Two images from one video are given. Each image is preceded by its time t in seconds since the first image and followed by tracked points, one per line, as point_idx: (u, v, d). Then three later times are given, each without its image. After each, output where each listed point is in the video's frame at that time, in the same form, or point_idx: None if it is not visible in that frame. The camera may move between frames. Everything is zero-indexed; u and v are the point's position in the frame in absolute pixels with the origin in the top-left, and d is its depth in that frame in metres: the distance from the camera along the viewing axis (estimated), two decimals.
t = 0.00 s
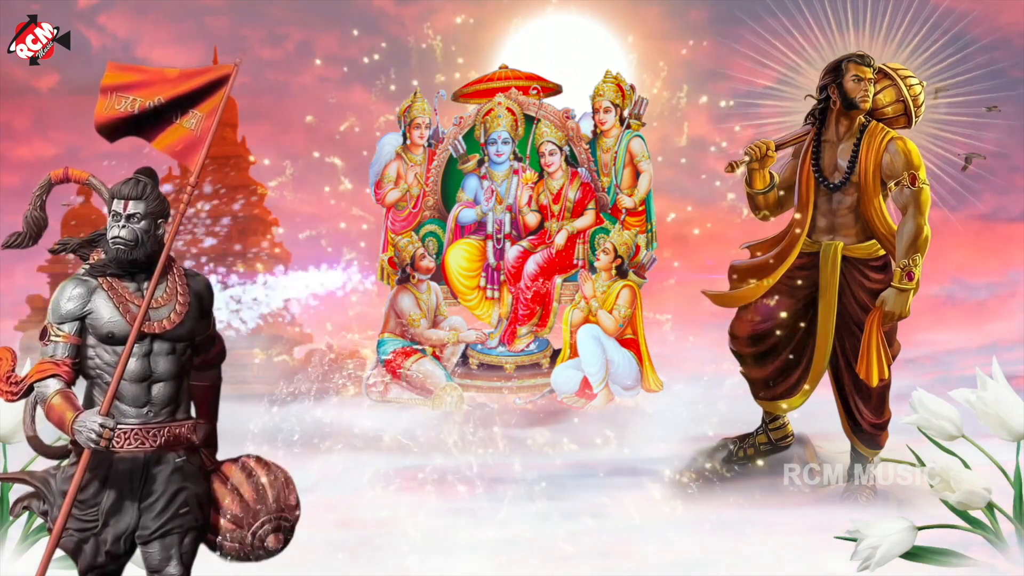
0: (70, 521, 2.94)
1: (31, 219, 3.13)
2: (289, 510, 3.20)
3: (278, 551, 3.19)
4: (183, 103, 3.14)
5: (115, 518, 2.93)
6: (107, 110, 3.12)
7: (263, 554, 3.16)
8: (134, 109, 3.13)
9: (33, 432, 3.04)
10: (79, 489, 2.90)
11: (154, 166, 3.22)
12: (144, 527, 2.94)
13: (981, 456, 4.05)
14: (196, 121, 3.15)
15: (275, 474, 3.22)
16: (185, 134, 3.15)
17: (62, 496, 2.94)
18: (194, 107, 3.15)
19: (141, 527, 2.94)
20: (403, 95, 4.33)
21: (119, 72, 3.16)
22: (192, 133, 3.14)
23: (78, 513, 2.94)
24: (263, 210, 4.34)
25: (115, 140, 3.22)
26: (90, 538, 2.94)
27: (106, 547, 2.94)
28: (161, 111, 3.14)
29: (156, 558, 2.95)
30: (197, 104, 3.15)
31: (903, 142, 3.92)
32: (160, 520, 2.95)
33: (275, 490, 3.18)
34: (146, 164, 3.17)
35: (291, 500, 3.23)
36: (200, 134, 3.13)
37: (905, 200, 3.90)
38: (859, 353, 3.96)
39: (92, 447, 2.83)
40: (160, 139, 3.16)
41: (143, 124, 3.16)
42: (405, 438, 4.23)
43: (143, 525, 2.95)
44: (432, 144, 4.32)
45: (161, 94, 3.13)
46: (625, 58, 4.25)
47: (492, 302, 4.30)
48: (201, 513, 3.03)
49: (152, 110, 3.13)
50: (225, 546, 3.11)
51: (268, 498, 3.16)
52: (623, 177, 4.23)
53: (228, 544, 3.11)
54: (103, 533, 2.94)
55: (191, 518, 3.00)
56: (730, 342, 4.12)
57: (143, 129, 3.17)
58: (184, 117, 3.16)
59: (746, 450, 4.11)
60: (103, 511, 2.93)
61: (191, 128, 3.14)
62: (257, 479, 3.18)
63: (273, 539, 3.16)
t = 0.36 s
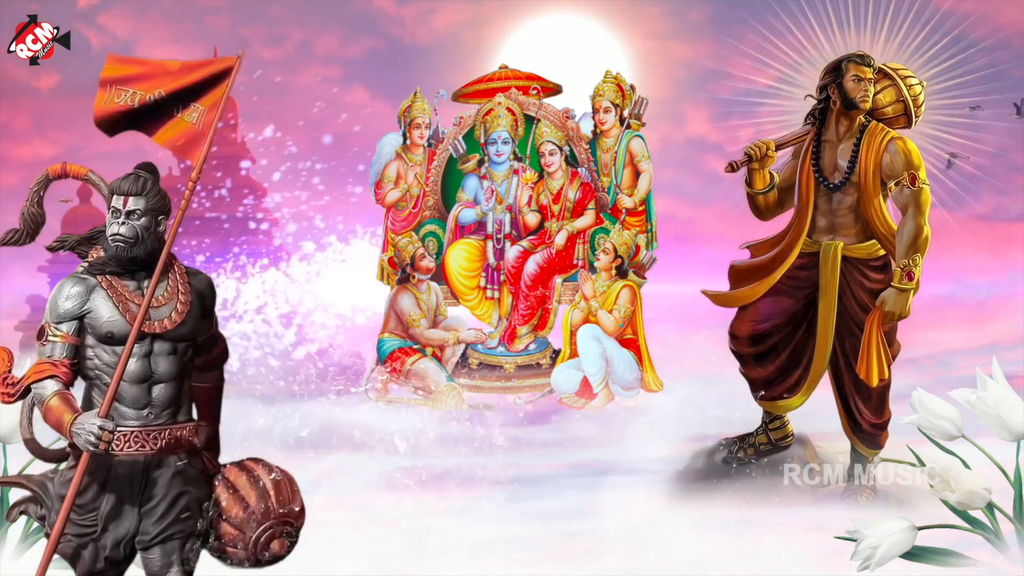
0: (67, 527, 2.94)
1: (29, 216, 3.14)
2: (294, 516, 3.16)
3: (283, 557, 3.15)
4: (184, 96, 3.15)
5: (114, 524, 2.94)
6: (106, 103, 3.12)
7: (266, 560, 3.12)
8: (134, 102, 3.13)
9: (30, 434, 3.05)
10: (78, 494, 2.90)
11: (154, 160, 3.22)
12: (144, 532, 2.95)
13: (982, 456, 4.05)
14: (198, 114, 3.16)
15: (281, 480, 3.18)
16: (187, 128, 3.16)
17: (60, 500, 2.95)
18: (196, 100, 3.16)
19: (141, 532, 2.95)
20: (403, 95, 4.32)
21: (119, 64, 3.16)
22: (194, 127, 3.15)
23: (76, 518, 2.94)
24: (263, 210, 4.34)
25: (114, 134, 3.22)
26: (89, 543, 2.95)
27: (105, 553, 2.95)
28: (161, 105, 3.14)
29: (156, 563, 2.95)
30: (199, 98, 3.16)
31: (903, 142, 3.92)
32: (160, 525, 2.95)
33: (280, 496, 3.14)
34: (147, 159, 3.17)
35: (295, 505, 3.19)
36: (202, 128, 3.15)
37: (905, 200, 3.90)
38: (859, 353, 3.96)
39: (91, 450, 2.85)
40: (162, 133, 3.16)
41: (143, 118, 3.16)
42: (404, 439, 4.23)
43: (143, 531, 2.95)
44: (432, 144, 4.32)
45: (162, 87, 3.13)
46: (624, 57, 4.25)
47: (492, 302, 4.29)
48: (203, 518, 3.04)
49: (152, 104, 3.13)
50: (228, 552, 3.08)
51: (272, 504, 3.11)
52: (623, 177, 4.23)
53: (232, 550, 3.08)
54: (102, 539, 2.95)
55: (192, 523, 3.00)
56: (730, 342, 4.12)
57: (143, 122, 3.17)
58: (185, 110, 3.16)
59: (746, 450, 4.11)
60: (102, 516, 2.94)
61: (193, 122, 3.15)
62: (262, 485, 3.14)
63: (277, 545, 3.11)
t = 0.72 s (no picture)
0: (67, 530, 2.94)
1: (27, 215, 3.13)
2: (297, 520, 3.10)
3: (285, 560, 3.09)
4: (185, 92, 3.15)
5: (114, 527, 2.95)
6: (106, 99, 3.13)
7: (269, 564, 3.07)
8: (134, 98, 3.13)
9: (27, 436, 3.04)
10: (77, 497, 2.90)
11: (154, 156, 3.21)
12: (144, 536, 2.96)
13: (982, 456, 4.04)
14: (199, 110, 3.15)
15: (284, 483, 3.13)
16: (188, 123, 3.15)
17: (59, 503, 2.94)
18: (198, 96, 3.15)
19: (142, 536, 2.96)
20: (403, 95, 4.33)
21: (118, 59, 3.16)
22: (195, 123, 3.14)
23: (75, 522, 2.94)
24: (262, 210, 4.34)
25: (114, 131, 3.22)
26: (88, 547, 2.95)
27: (105, 557, 2.96)
28: (161, 100, 3.14)
29: (157, 567, 2.97)
30: (201, 93, 3.15)
31: (903, 142, 3.92)
32: (161, 529, 2.96)
33: (282, 499, 3.08)
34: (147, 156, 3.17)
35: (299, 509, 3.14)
36: (204, 124, 3.14)
37: (905, 200, 3.89)
38: (859, 353, 3.96)
39: (91, 452, 2.84)
40: (162, 129, 3.15)
41: (143, 114, 3.15)
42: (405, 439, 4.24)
43: (143, 534, 2.97)
44: (432, 144, 4.32)
45: (163, 83, 3.13)
46: (625, 57, 4.25)
47: (492, 302, 4.29)
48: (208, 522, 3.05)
49: (153, 100, 3.13)
50: (231, 556, 3.03)
51: (274, 506, 3.06)
52: (623, 177, 4.23)
53: (235, 556, 3.03)
54: (102, 542, 2.95)
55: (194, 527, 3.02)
56: (730, 342, 4.13)
57: (143, 119, 3.16)
58: (186, 106, 3.16)
59: (746, 449, 4.11)
60: (101, 519, 2.94)
61: (194, 117, 3.14)
62: (263, 488, 3.08)
63: (279, 549, 3.05)
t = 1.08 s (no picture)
0: (70, 520, 2.94)
1: (32, 220, 3.13)
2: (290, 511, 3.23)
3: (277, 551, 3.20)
4: (183, 104, 3.15)
5: (114, 518, 2.94)
6: (107, 110, 3.13)
7: (261, 555, 3.18)
8: (134, 110, 3.13)
9: (32, 431, 3.04)
10: (79, 489, 2.90)
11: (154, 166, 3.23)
12: (144, 526, 2.94)
13: (981, 456, 4.05)
14: (196, 121, 3.15)
15: (276, 475, 3.24)
16: (185, 135, 3.14)
17: (63, 495, 2.94)
18: (194, 108, 3.15)
19: (141, 527, 2.94)
20: (403, 95, 4.33)
21: (119, 73, 3.17)
22: (192, 134, 3.14)
23: (78, 513, 2.94)
24: (263, 210, 4.33)
25: (115, 142, 3.23)
26: (91, 536, 2.95)
27: (106, 546, 2.95)
28: (161, 112, 3.14)
29: (156, 557, 2.95)
30: (197, 105, 3.15)
31: (903, 142, 3.92)
32: (160, 519, 2.94)
33: (277, 492, 3.21)
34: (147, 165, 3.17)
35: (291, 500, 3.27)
36: (199, 135, 3.13)
37: (905, 200, 3.90)
38: (859, 353, 3.96)
39: (92, 447, 2.83)
40: (160, 140, 3.16)
41: (143, 126, 3.16)
42: (405, 438, 4.24)
43: (143, 525, 2.95)
44: (432, 144, 4.32)
45: (162, 95, 3.13)
46: (625, 58, 4.26)
47: (492, 302, 4.29)
48: (201, 512, 3.03)
49: (152, 112, 3.13)
50: (226, 546, 3.12)
51: (269, 499, 3.18)
52: (623, 177, 4.23)
53: (229, 544, 3.12)
54: (103, 532, 2.94)
55: (191, 517, 3.00)
56: (730, 343, 4.13)
57: (143, 130, 3.17)
58: (184, 118, 3.16)
59: (745, 449, 4.11)
60: (103, 510, 2.94)
61: (191, 129, 3.14)
62: (257, 481, 3.19)
63: (273, 539, 3.17)
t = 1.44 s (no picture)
0: (73, 511, 2.94)
1: (37, 226, 3.12)
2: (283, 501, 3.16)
3: (270, 539, 3.15)
4: (181, 116, 3.14)
5: (116, 508, 2.94)
6: (109, 122, 3.13)
7: (255, 543, 3.13)
8: (134, 122, 3.13)
9: (37, 426, 3.03)
10: (82, 481, 2.89)
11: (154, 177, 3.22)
12: (144, 517, 2.95)
13: (981, 455, 4.05)
14: (193, 133, 3.15)
15: (268, 467, 3.17)
16: (183, 146, 3.14)
17: (66, 487, 2.94)
18: (191, 120, 3.15)
19: (141, 517, 2.94)
20: (402, 94, 4.33)
21: (120, 86, 3.16)
22: (189, 144, 3.14)
23: (81, 504, 2.94)
24: (263, 209, 4.33)
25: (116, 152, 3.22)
26: (93, 527, 2.95)
27: (108, 536, 2.95)
28: (160, 124, 3.14)
29: (155, 547, 2.96)
30: (194, 118, 3.15)
31: (903, 142, 3.92)
32: (159, 510, 2.95)
33: (269, 483, 3.13)
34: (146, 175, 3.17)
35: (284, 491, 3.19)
36: (196, 146, 3.13)
37: (905, 200, 3.90)
38: (859, 353, 3.97)
39: (94, 441, 2.84)
40: (159, 150, 3.16)
41: (143, 137, 3.16)
42: (405, 438, 4.24)
43: (143, 515, 2.95)
44: (432, 144, 4.32)
45: (160, 108, 3.13)
46: (625, 58, 4.27)
47: (492, 302, 4.29)
48: (198, 503, 3.03)
49: (152, 124, 3.13)
50: (221, 534, 3.08)
51: (261, 490, 3.12)
52: (623, 177, 4.23)
53: (224, 533, 3.08)
54: (105, 522, 2.94)
55: (189, 509, 2.99)
56: (730, 342, 4.12)
57: (143, 141, 3.17)
58: (181, 129, 3.15)
59: (745, 449, 4.11)
60: (105, 501, 2.93)
61: (188, 140, 3.14)
62: (251, 472, 3.14)
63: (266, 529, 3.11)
